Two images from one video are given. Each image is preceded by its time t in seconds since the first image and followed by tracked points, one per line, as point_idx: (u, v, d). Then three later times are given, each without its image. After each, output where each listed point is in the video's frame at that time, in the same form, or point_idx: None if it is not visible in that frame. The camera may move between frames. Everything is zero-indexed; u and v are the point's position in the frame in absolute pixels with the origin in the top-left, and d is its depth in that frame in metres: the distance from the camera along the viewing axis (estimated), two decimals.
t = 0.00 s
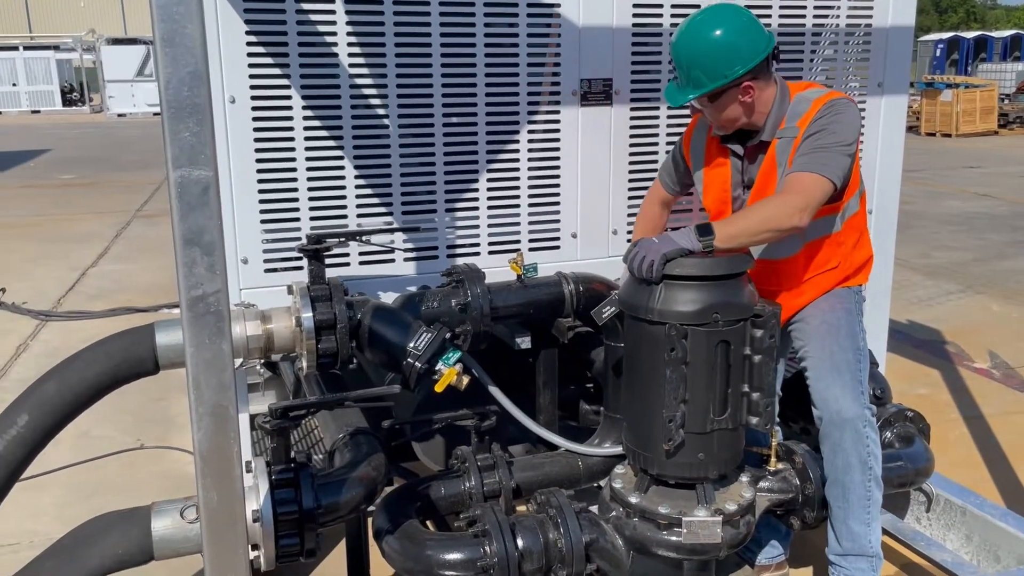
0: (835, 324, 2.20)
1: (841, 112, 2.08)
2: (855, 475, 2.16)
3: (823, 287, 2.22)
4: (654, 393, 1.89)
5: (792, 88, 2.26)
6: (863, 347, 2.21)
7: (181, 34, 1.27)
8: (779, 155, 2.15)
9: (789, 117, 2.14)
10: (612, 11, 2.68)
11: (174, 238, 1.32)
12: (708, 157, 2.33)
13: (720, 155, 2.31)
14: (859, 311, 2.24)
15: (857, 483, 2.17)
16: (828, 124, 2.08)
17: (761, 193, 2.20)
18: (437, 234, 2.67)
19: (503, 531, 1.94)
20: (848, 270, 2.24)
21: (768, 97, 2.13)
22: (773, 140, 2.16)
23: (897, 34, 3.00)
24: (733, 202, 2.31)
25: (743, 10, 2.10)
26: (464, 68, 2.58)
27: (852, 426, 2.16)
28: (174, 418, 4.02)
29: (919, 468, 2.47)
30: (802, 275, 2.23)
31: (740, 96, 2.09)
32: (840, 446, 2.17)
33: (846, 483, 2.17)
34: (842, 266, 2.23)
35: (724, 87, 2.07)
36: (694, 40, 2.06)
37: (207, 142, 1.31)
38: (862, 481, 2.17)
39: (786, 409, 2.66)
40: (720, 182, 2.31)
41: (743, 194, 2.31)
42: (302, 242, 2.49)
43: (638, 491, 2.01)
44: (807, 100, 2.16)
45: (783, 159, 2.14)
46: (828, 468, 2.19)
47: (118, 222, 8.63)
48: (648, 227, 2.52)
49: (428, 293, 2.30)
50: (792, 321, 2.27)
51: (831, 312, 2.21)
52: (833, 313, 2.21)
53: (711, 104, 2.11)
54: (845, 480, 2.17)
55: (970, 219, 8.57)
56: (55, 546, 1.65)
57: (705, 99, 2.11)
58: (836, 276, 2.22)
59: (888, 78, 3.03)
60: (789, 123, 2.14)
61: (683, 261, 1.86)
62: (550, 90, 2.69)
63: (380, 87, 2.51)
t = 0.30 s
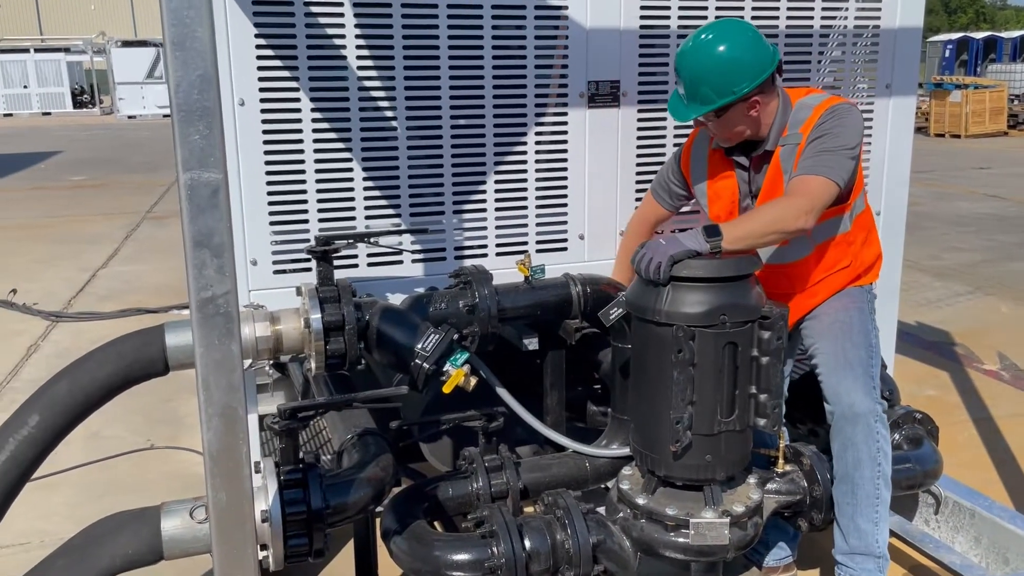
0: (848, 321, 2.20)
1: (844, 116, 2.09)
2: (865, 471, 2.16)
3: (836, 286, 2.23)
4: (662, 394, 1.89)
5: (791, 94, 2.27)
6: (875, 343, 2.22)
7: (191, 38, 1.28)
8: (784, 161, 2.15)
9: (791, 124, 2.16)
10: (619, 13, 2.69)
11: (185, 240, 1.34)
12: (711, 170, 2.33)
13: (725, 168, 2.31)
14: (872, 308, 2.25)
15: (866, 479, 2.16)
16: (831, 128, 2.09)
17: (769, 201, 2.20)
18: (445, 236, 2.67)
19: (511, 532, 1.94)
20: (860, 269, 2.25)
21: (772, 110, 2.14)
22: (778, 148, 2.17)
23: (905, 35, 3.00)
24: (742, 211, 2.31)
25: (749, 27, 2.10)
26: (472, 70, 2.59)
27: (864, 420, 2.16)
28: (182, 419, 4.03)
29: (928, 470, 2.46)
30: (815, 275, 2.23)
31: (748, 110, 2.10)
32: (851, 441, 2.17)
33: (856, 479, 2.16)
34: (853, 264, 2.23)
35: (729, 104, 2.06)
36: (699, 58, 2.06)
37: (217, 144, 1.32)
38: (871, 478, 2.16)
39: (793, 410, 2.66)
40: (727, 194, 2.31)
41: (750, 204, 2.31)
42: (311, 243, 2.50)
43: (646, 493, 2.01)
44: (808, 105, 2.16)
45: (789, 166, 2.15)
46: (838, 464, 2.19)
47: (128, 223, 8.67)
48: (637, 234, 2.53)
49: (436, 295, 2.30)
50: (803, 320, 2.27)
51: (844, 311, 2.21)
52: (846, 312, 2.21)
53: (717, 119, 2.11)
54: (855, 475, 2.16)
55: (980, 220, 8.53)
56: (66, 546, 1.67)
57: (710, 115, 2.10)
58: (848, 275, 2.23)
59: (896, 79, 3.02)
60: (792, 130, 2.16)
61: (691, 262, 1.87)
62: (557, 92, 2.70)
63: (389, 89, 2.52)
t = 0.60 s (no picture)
0: (856, 320, 2.20)
1: (854, 115, 2.09)
2: (875, 470, 2.14)
3: (843, 285, 2.23)
4: (672, 394, 1.89)
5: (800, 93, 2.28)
6: (884, 342, 2.21)
7: (203, 36, 1.28)
8: (793, 159, 2.15)
9: (800, 122, 2.16)
10: (628, 12, 2.69)
11: (197, 239, 1.33)
12: (721, 168, 2.32)
13: (735, 166, 2.31)
14: (880, 307, 2.24)
15: (876, 477, 2.14)
16: (841, 127, 2.09)
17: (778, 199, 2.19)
18: (453, 236, 2.67)
19: (520, 531, 1.94)
20: (867, 267, 2.25)
21: (782, 108, 2.14)
22: (786, 146, 2.17)
23: (914, 34, 2.99)
24: (751, 210, 2.30)
25: (762, 23, 2.09)
26: (481, 70, 2.59)
27: (874, 418, 2.15)
28: (191, 420, 4.04)
29: (938, 470, 2.45)
30: (823, 274, 2.22)
31: (761, 107, 2.10)
32: (862, 438, 2.16)
33: (866, 478, 2.15)
34: (860, 263, 2.23)
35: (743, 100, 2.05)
36: (711, 55, 2.05)
37: (229, 143, 1.32)
38: (882, 476, 2.15)
39: (801, 411, 2.65)
40: (737, 193, 2.30)
41: (759, 202, 2.31)
42: (320, 243, 2.50)
43: (655, 492, 2.01)
44: (817, 104, 2.17)
45: (798, 164, 2.15)
46: (849, 463, 2.17)
47: (135, 225, 8.69)
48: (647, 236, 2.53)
49: (445, 295, 2.31)
50: (811, 320, 2.27)
51: (852, 309, 2.21)
52: (854, 310, 2.20)
53: (730, 115, 2.10)
54: (865, 473, 2.15)
55: (989, 221, 8.50)
56: (78, 545, 1.67)
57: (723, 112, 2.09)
58: (855, 274, 2.23)
59: (906, 78, 3.01)
60: (801, 128, 2.16)
61: (701, 261, 1.86)
62: (566, 91, 2.69)
63: (398, 90, 2.52)
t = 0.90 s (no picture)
0: (864, 322, 2.19)
1: (860, 115, 2.08)
2: (884, 473, 2.14)
3: (848, 286, 2.22)
4: (679, 397, 1.89)
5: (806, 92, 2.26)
6: (892, 344, 2.21)
7: (211, 41, 1.29)
8: (800, 158, 2.15)
9: (806, 122, 2.16)
10: (633, 15, 2.69)
11: (205, 243, 1.33)
12: (726, 169, 2.32)
13: (740, 166, 2.31)
14: (887, 309, 2.25)
15: (886, 480, 2.14)
16: (847, 127, 2.08)
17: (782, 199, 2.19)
18: (459, 238, 2.68)
19: (527, 535, 1.93)
20: (872, 268, 2.24)
21: (789, 107, 2.16)
22: (794, 145, 2.16)
23: (920, 35, 2.98)
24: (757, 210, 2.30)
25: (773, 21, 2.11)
26: (487, 73, 2.59)
27: (885, 421, 2.14)
28: (196, 422, 4.04)
29: (945, 472, 2.45)
30: (827, 275, 2.22)
31: (773, 104, 2.11)
32: (872, 441, 2.15)
33: (875, 480, 2.14)
34: (865, 264, 2.23)
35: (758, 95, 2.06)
36: (724, 53, 2.06)
37: (237, 147, 1.32)
38: (891, 479, 2.14)
39: (807, 413, 2.64)
40: (743, 193, 2.30)
41: (766, 203, 2.30)
42: (326, 246, 2.51)
43: (662, 495, 2.01)
44: (825, 104, 2.16)
45: (804, 163, 2.14)
46: (858, 466, 2.17)
47: (139, 227, 8.70)
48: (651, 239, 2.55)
49: (451, 297, 2.31)
50: (817, 321, 2.27)
51: (859, 311, 2.21)
52: (861, 311, 2.20)
53: (745, 111, 2.09)
54: (874, 476, 2.14)
55: (993, 222, 8.49)
56: (85, 549, 1.67)
57: (736, 110, 2.10)
58: (860, 275, 2.22)
59: (911, 79, 3.01)
60: (807, 127, 2.15)
61: (707, 263, 1.85)
62: (571, 94, 2.70)
63: (403, 93, 2.52)
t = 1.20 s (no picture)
0: (868, 322, 2.19)
1: (862, 111, 2.09)
2: (891, 474, 2.13)
3: (849, 285, 2.23)
4: (681, 397, 1.88)
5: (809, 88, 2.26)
6: (898, 344, 2.20)
7: (213, 41, 1.29)
8: (801, 154, 2.15)
9: (808, 117, 2.16)
10: (635, 15, 2.69)
11: (207, 244, 1.33)
12: (727, 167, 2.32)
13: (742, 163, 2.31)
14: (891, 310, 2.24)
15: (892, 481, 2.13)
16: (849, 122, 2.08)
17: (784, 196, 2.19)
18: (461, 239, 2.68)
19: (529, 535, 1.93)
20: (873, 267, 2.25)
21: (799, 92, 2.18)
22: (796, 141, 2.16)
23: (921, 35, 2.98)
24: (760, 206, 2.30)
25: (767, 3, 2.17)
26: (489, 74, 2.59)
27: (892, 421, 2.13)
28: (198, 423, 4.04)
29: (948, 472, 2.44)
30: (828, 274, 2.22)
31: (790, 81, 2.13)
32: (878, 441, 2.14)
33: (881, 481, 2.14)
34: (865, 263, 2.24)
35: (778, 64, 2.07)
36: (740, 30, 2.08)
37: (239, 147, 1.32)
38: (897, 480, 2.13)
39: (810, 414, 2.63)
40: (745, 191, 2.30)
41: (770, 198, 2.30)
42: (327, 246, 2.51)
43: (664, 495, 2.01)
44: (827, 100, 2.16)
45: (805, 159, 2.14)
46: (864, 467, 2.16)
47: (141, 229, 8.71)
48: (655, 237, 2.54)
49: (453, 298, 2.31)
50: (821, 322, 2.27)
51: (863, 311, 2.21)
52: (864, 312, 2.20)
53: (771, 86, 2.10)
54: (880, 476, 2.14)
55: (995, 222, 8.48)
56: (88, 550, 1.67)
57: (758, 81, 2.09)
58: (861, 274, 2.23)
59: (913, 79, 3.01)
60: (809, 123, 2.15)
61: (708, 264, 1.85)
62: (573, 95, 2.70)
63: (405, 93, 2.52)
